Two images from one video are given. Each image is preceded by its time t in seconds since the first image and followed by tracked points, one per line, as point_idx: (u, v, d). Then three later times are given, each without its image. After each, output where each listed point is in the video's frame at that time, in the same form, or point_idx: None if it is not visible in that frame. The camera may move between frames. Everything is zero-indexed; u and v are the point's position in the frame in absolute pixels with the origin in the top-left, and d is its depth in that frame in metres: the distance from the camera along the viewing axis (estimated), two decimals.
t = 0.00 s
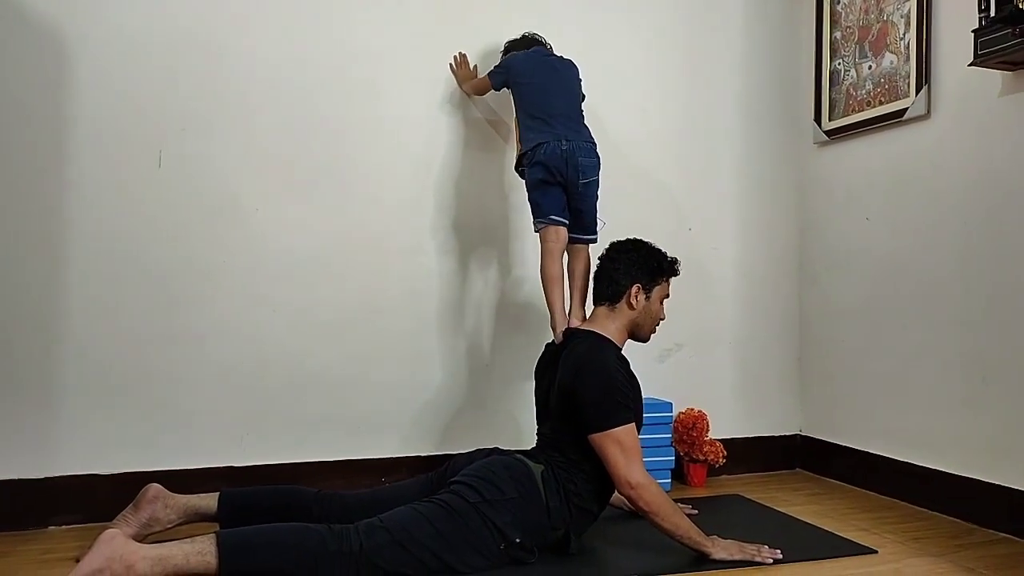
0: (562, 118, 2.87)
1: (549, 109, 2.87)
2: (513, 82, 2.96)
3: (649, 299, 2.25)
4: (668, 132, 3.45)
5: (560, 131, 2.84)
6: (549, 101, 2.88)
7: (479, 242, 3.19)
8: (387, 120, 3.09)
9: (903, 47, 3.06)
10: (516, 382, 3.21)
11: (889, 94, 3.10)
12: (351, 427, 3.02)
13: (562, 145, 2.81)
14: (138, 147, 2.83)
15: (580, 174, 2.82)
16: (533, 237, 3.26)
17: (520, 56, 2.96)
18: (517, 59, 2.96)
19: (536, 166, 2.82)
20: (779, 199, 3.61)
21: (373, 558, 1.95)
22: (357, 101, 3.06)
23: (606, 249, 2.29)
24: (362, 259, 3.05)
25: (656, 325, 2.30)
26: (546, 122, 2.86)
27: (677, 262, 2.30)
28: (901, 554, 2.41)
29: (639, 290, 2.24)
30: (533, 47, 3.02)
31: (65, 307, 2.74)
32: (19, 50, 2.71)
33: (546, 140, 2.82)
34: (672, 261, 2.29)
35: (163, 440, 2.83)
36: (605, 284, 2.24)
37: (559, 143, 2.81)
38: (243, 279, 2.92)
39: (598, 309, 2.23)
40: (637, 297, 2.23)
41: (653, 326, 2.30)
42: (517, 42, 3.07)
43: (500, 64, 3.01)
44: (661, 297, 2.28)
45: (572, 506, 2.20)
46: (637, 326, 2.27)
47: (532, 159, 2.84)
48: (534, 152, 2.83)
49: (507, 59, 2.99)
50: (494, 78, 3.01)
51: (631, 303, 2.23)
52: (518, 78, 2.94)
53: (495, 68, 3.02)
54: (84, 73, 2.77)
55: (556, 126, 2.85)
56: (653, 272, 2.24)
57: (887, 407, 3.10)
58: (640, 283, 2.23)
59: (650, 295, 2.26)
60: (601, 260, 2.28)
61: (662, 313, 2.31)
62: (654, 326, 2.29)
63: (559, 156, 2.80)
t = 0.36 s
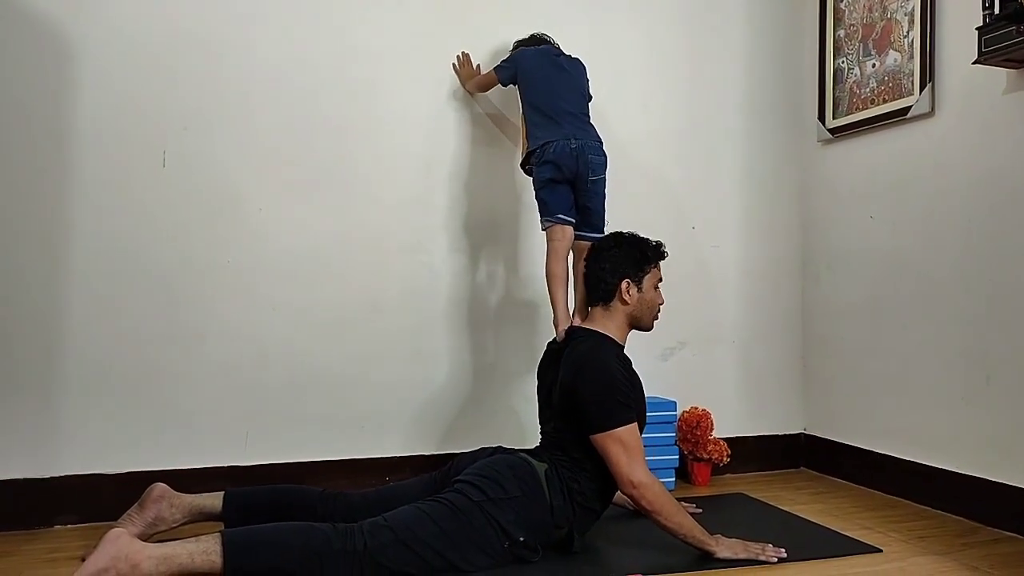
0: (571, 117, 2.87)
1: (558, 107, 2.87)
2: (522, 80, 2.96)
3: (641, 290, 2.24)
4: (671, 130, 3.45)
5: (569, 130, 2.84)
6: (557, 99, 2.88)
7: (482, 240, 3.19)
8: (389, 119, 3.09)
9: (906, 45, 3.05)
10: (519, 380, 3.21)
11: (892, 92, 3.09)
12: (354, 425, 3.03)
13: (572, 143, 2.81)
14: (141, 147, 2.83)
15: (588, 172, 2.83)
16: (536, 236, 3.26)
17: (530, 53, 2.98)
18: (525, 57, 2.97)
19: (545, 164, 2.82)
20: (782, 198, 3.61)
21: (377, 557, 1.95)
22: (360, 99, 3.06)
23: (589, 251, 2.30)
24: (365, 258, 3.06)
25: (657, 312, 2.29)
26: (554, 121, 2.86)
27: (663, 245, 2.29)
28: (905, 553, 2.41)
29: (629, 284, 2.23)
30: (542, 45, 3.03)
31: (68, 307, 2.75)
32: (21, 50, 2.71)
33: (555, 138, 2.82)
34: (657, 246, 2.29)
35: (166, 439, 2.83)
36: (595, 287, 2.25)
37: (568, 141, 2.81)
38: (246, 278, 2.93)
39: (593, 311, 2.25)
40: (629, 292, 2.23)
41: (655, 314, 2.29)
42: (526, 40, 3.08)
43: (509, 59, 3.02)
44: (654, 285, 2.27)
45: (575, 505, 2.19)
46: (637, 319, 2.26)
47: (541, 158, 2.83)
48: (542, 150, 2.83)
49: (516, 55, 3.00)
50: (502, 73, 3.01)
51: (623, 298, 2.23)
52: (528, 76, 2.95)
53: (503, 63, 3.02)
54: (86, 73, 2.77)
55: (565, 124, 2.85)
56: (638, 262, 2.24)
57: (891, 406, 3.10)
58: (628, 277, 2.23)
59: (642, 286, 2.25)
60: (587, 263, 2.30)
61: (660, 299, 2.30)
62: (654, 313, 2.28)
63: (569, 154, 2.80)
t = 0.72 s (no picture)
0: (575, 110, 2.87)
1: (563, 101, 2.88)
2: (527, 75, 2.95)
3: (626, 282, 2.25)
4: (669, 128, 3.45)
5: (574, 123, 2.85)
6: (562, 93, 2.88)
7: (478, 236, 3.19)
8: (387, 114, 3.09)
9: (904, 43, 3.05)
10: (515, 377, 3.21)
11: (890, 91, 3.09)
12: (350, 421, 3.03)
13: (576, 136, 2.82)
14: (137, 141, 2.82)
15: (591, 164, 2.84)
16: (532, 232, 3.25)
17: (534, 48, 2.97)
18: (529, 52, 2.96)
19: (549, 156, 2.82)
20: (780, 195, 3.61)
21: (371, 552, 1.97)
22: (357, 95, 3.06)
23: (570, 248, 2.31)
24: (362, 253, 3.06)
25: (646, 299, 2.29)
26: (559, 114, 2.86)
27: (641, 232, 2.30)
28: (899, 550, 2.42)
29: (613, 277, 2.24)
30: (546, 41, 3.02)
31: (65, 301, 2.74)
32: (18, 44, 2.70)
33: (559, 131, 2.82)
34: (635, 234, 2.30)
35: (162, 434, 2.83)
36: (580, 283, 2.26)
37: (572, 134, 2.82)
38: (242, 273, 2.92)
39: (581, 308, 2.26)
40: (614, 285, 2.24)
41: (643, 302, 2.30)
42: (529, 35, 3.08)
43: (512, 56, 3.00)
44: (638, 273, 2.28)
45: (570, 501, 2.20)
46: (626, 310, 2.27)
47: (545, 150, 2.83)
48: (547, 142, 2.83)
49: (520, 52, 2.98)
50: (505, 69, 2.99)
51: (608, 292, 2.24)
52: (532, 71, 2.93)
53: (506, 59, 3.00)
54: (82, 67, 2.76)
55: (569, 117, 2.86)
56: (619, 254, 2.25)
57: (886, 404, 3.11)
58: (612, 270, 2.24)
59: (626, 277, 2.26)
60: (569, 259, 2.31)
61: (647, 289, 2.30)
62: (642, 301, 2.28)
63: (573, 146, 2.81)
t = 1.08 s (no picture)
0: (575, 108, 2.87)
1: (563, 99, 2.87)
2: (530, 71, 2.95)
3: (624, 278, 2.24)
4: (673, 125, 3.45)
5: (573, 122, 2.84)
6: (563, 91, 2.88)
7: (480, 232, 3.19)
8: (390, 110, 3.09)
9: (908, 41, 3.05)
10: (517, 373, 3.22)
11: (894, 88, 3.09)
12: (352, 416, 3.03)
13: (574, 135, 2.82)
14: (141, 136, 2.83)
15: (590, 163, 2.83)
16: (535, 229, 3.25)
17: (540, 44, 2.96)
18: (534, 47, 2.96)
19: (547, 155, 2.83)
20: (783, 193, 3.61)
21: (373, 547, 1.98)
22: (361, 91, 3.06)
23: (570, 243, 2.32)
24: (365, 249, 3.06)
25: (643, 296, 2.29)
26: (559, 112, 2.86)
27: (642, 230, 2.30)
28: (901, 548, 2.42)
29: (611, 273, 2.24)
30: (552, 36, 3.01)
31: (68, 296, 2.75)
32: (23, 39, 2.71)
33: (558, 130, 2.83)
34: (636, 231, 2.30)
35: (165, 428, 2.84)
36: (579, 277, 2.26)
37: (570, 133, 2.82)
38: (245, 268, 2.93)
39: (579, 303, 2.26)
40: (612, 280, 2.23)
41: (641, 299, 2.29)
42: (539, 27, 3.07)
43: (517, 50, 2.99)
44: (637, 270, 2.27)
45: (572, 498, 2.20)
46: (623, 306, 2.26)
47: (543, 149, 2.84)
48: (545, 141, 2.83)
49: (525, 46, 2.98)
50: (511, 64, 2.98)
51: (606, 288, 2.24)
52: (536, 68, 2.93)
53: (511, 54, 2.99)
54: (87, 61, 2.77)
55: (569, 116, 2.86)
56: (619, 250, 2.25)
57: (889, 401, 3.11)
58: (610, 266, 2.23)
59: (625, 274, 2.25)
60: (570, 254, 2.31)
61: (646, 286, 2.29)
62: (640, 298, 2.28)
63: (571, 145, 2.81)
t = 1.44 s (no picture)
0: (579, 99, 2.86)
1: (569, 89, 2.86)
2: (534, 59, 2.92)
3: (627, 269, 2.24)
4: (678, 115, 3.44)
5: (578, 113, 2.84)
6: (568, 80, 2.86)
7: (483, 221, 3.18)
8: (395, 98, 3.08)
9: (916, 31, 3.03)
10: (520, 363, 3.22)
11: (900, 79, 3.08)
12: (355, 405, 3.04)
13: (579, 126, 2.81)
14: (145, 124, 2.83)
15: (594, 155, 2.83)
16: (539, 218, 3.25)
17: (543, 31, 2.94)
18: (537, 35, 2.94)
19: (551, 147, 2.81)
20: (788, 185, 3.60)
21: (376, 534, 2.00)
22: (366, 79, 3.05)
23: (573, 233, 2.31)
24: (369, 238, 3.06)
25: (646, 287, 2.28)
26: (565, 103, 2.85)
27: (645, 220, 2.29)
28: (902, 539, 2.42)
29: (614, 264, 2.23)
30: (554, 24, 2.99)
31: (72, 283, 2.75)
32: (28, 25, 2.71)
33: (563, 121, 2.81)
34: (639, 221, 2.29)
35: (169, 415, 2.85)
36: (582, 268, 2.25)
37: (575, 124, 2.81)
38: (249, 257, 2.93)
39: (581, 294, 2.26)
40: (614, 271, 2.23)
41: (644, 290, 2.29)
42: (541, 15, 3.04)
43: (519, 39, 2.97)
44: (640, 261, 2.26)
45: (574, 486, 2.21)
46: (625, 297, 2.26)
47: (547, 140, 2.83)
48: (549, 132, 2.82)
49: (527, 34, 2.96)
50: (513, 53, 2.96)
51: (609, 279, 2.23)
52: (540, 56, 2.91)
53: (514, 42, 2.97)
54: (91, 48, 2.76)
55: (574, 107, 2.85)
56: (622, 240, 2.24)
57: (891, 393, 3.11)
58: (614, 257, 2.23)
59: (628, 265, 2.25)
60: (572, 244, 2.30)
61: (649, 276, 2.29)
62: (643, 288, 2.27)
63: (575, 137, 2.80)
